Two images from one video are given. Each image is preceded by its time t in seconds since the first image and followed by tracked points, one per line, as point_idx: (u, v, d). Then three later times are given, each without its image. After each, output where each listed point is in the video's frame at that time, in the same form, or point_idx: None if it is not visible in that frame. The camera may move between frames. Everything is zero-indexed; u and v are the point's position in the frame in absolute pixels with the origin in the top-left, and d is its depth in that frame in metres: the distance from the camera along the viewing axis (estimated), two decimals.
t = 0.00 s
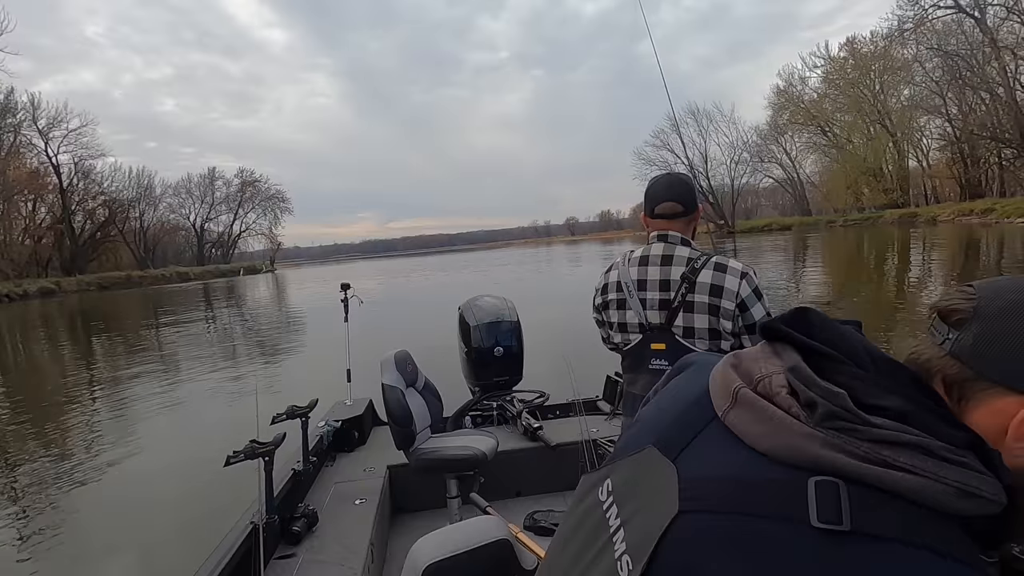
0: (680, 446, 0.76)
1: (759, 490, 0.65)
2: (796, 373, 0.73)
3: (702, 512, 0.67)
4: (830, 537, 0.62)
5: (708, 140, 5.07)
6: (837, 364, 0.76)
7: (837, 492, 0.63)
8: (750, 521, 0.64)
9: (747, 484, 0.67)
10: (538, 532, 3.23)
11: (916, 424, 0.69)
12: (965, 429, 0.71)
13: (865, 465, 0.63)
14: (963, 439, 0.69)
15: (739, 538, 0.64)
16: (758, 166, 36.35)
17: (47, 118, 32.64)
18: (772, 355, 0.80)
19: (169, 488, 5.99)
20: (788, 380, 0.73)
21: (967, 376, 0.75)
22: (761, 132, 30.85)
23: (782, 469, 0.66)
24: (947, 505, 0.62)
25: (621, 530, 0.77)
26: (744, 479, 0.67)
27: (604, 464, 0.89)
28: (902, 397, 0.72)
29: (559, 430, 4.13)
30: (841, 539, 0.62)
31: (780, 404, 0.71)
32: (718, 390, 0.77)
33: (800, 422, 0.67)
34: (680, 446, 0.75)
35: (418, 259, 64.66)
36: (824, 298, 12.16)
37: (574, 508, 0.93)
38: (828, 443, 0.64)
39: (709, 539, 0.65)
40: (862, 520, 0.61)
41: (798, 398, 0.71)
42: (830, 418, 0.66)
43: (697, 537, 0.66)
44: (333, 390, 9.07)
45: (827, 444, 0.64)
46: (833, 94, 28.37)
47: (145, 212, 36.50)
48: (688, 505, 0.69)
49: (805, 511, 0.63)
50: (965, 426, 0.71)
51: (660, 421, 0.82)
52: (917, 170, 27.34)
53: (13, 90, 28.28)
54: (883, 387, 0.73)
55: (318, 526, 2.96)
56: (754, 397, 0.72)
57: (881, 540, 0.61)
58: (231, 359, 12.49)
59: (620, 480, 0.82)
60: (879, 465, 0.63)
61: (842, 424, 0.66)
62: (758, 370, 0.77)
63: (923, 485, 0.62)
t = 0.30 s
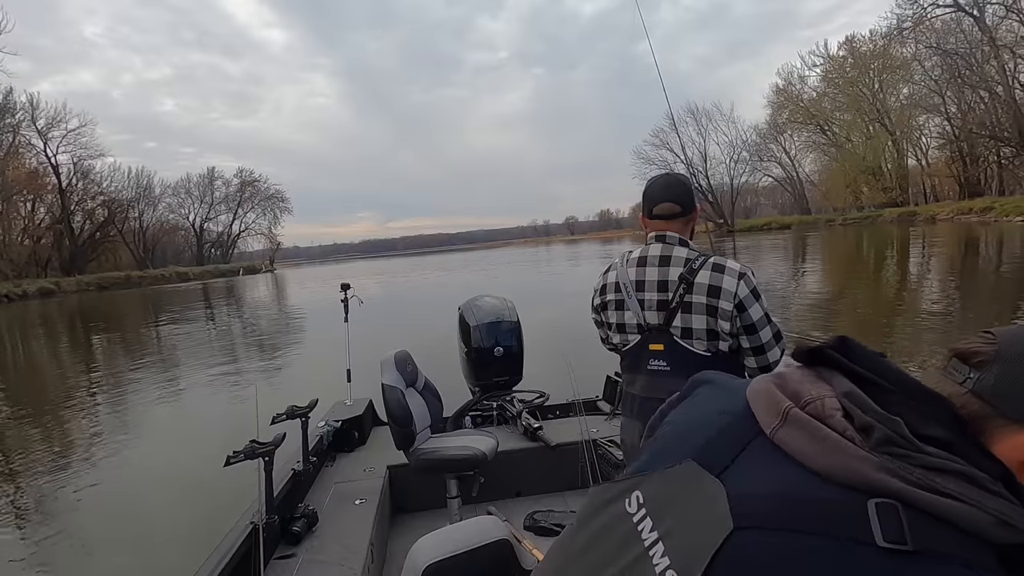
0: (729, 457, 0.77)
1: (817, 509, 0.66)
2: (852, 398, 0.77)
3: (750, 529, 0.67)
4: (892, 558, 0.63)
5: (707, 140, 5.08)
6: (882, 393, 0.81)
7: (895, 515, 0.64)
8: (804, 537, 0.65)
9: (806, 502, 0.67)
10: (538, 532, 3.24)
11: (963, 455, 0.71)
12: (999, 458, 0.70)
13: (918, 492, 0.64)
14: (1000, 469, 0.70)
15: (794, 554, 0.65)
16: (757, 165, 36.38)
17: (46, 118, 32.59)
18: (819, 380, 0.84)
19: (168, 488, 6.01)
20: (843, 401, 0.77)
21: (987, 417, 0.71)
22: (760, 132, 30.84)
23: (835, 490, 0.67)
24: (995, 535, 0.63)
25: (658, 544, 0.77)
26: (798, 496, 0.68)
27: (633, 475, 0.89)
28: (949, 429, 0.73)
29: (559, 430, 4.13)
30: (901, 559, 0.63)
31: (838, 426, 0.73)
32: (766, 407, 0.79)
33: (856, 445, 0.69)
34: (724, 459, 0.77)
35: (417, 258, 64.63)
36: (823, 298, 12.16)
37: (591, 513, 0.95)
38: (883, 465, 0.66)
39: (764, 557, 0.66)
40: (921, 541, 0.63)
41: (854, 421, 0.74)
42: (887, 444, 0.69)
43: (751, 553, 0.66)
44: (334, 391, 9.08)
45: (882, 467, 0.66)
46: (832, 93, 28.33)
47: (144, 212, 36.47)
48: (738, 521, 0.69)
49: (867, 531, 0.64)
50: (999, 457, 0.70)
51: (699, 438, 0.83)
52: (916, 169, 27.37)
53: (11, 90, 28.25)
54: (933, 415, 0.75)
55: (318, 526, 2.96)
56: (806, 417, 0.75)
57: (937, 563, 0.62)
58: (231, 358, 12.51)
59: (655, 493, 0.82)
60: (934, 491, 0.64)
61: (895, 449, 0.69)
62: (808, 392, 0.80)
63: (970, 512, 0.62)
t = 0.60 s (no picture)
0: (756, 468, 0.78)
1: (851, 515, 0.69)
2: (872, 413, 0.81)
3: (783, 534, 0.70)
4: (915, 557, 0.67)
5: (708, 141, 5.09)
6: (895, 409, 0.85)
7: (918, 520, 0.68)
8: (835, 541, 0.68)
9: (838, 508, 0.70)
10: (538, 532, 3.23)
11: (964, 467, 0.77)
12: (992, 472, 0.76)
13: (936, 499, 0.69)
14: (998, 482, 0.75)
15: (825, 557, 0.68)
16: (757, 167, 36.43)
17: (46, 117, 32.54)
18: (837, 395, 0.87)
19: (168, 488, 6.01)
20: (864, 416, 0.81)
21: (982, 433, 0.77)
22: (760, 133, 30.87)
23: (863, 496, 0.70)
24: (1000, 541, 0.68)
25: (690, 548, 0.78)
26: (829, 507, 0.70)
27: (653, 481, 0.89)
28: (954, 441, 0.78)
29: (559, 430, 4.13)
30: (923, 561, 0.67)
31: (859, 436, 0.76)
32: (791, 417, 0.81)
33: (877, 453, 0.73)
34: (751, 465, 0.78)
35: (417, 258, 64.62)
36: (823, 299, 12.16)
37: (603, 517, 0.94)
38: (904, 476, 0.70)
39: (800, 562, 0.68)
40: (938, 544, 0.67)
41: (875, 433, 0.77)
42: (905, 455, 0.73)
43: (789, 558, 0.69)
44: (333, 391, 9.08)
45: (905, 478, 0.70)
46: (832, 95, 28.37)
47: (144, 211, 36.44)
48: (775, 528, 0.71)
49: (893, 534, 0.68)
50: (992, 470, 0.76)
51: (718, 445, 0.85)
52: (915, 171, 27.42)
53: (10, 88, 28.23)
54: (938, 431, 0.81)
55: (318, 526, 2.95)
56: (835, 428, 0.77)
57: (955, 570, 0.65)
58: (231, 358, 12.51)
59: (681, 497, 0.83)
60: (951, 501, 0.69)
61: (915, 461, 0.73)
62: (830, 405, 0.82)
63: (980, 522, 0.67)
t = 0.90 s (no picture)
0: (739, 462, 0.81)
1: (830, 498, 0.73)
2: (843, 408, 0.87)
3: (773, 519, 0.73)
4: (895, 536, 0.70)
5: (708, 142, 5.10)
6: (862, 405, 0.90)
7: (892, 500, 0.72)
8: (819, 522, 0.72)
9: (819, 494, 0.73)
10: (538, 532, 3.23)
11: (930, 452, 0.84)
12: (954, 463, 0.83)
13: (906, 482, 0.74)
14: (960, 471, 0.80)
15: (815, 542, 0.71)
16: (756, 169, 36.50)
17: (46, 117, 32.51)
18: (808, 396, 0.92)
19: (167, 487, 6.01)
20: (837, 412, 0.86)
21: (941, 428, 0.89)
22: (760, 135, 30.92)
23: (838, 479, 0.74)
24: (969, 523, 0.74)
25: (685, 542, 0.80)
26: (812, 494, 0.74)
27: (644, 481, 0.92)
28: (922, 431, 0.87)
29: (559, 430, 4.13)
30: (904, 541, 0.70)
31: (832, 427, 0.81)
32: (767, 413, 0.85)
33: (849, 443, 0.79)
34: (735, 460, 0.82)
35: (416, 259, 64.63)
36: (823, 301, 12.17)
37: (601, 517, 0.95)
38: (876, 460, 0.75)
39: (793, 547, 0.71)
40: (910, 521, 0.71)
41: (846, 426, 0.83)
42: (875, 443, 0.79)
43: (783, 540, 0.72)
44: (334, 390, 9.08)
45: (875, 464, 0.75)
46: (831, 98, 28.45)
47: (143, 211, 36.43)
48: (763, 516, 0.74)
49: (872, 513, 0.72)
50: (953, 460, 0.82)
51: (705, 446, 0.88)
52: (914, 173, 27.48)
53: (11, 88, 28.29)
54: (904, 424, 0.88)
55: (318, 526, 2.95)
56: (809, 420, 0.82)
57: (933, 551, 0.69)
58: (230, 358, 12.51)
59: (673, 494, 0.86)
60: (919, 484, 0.74)
61: (884, 447, 0.79)
62: (804, 402, 0.86)
63: (948, 501, 0.73)
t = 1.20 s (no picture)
0: (712, 460, 0.88)
1: (799, 484, 0.79)
2: (815, 407, 0.97)
3: (747, 507, 0.78)
4: (861, 522, 0.76)
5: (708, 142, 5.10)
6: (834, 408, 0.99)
7: (860, 488, 0.79)
8: (790, 507, 0.77)
9: (790, 483, 0.80)
10: (538, 532, 3.23)
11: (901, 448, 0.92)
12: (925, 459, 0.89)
13: (872, 473, 0.81)
14: (928, 464, 0.88)
15: (786, 529, 0.76)
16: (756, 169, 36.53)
17: (45, 119, 32.52)
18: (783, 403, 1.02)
19: (166, 488, 6.02)
20: (811, 412, 0.94)
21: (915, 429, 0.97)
22: (760, 135, 30.94)
23: (806, 468, 0.81)
24: (934, 510, 0.80)
25: (662, 531, 0.86)
26: (784, 483, 0.79)
27: (627, 478, 0.99)
28: (895, 430, 0.96)
29: (559, 430, 4.12)
30: (870, 523, 0.76)
31: (806, 426, 0.89)
32: (746, 416, 0.94)
33: (819, 438, 0.87)
34: (713, 457, 0.88)
35: (416, 259, 64.58)
36: (822, 301, 12.18)
37: (590, 519, 1.00)
38: (841, 452, 0.83)
39: (763, 533, 0.76)
40: (876, 505, 0.78)
41: (818, 423, 0.92)
42: (843, 438, 0.87)
43: (756, 528, 0.76)
44: (334, 391, 9.09)
45: (841, 456, 0.82)
46: (830, 98, 28.46)
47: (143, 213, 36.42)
48: (735, 502, 0.80)
49: (839, 499, 0.78)
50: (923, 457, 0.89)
51: (691, 447, 0.95)
52: (913, 173, 27.47)
53: (11, 89, 28.32)
54: (875, 423, 0.96)
55: (318, 526, 2.94)
56: (785, 421, 0.90)
57: (898, 532, 0.76)
58: (229, 359, 12.51)
59: (655, 490, 0.91)
60: (884, 473, 0.82)
61: (852, 442, 0.87)
62: (778, 407, 0.95)
63: (913, 490, 0.80)
